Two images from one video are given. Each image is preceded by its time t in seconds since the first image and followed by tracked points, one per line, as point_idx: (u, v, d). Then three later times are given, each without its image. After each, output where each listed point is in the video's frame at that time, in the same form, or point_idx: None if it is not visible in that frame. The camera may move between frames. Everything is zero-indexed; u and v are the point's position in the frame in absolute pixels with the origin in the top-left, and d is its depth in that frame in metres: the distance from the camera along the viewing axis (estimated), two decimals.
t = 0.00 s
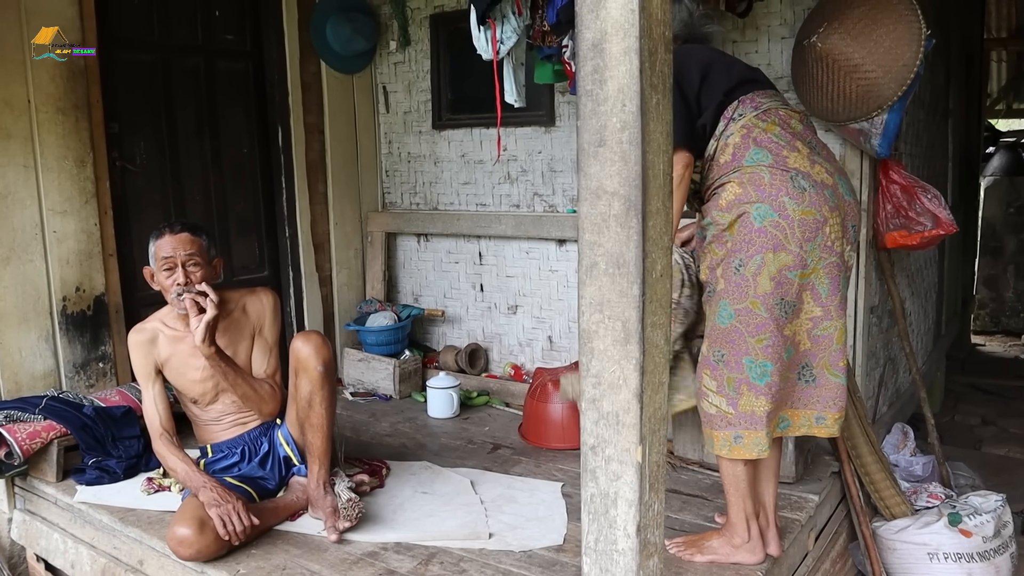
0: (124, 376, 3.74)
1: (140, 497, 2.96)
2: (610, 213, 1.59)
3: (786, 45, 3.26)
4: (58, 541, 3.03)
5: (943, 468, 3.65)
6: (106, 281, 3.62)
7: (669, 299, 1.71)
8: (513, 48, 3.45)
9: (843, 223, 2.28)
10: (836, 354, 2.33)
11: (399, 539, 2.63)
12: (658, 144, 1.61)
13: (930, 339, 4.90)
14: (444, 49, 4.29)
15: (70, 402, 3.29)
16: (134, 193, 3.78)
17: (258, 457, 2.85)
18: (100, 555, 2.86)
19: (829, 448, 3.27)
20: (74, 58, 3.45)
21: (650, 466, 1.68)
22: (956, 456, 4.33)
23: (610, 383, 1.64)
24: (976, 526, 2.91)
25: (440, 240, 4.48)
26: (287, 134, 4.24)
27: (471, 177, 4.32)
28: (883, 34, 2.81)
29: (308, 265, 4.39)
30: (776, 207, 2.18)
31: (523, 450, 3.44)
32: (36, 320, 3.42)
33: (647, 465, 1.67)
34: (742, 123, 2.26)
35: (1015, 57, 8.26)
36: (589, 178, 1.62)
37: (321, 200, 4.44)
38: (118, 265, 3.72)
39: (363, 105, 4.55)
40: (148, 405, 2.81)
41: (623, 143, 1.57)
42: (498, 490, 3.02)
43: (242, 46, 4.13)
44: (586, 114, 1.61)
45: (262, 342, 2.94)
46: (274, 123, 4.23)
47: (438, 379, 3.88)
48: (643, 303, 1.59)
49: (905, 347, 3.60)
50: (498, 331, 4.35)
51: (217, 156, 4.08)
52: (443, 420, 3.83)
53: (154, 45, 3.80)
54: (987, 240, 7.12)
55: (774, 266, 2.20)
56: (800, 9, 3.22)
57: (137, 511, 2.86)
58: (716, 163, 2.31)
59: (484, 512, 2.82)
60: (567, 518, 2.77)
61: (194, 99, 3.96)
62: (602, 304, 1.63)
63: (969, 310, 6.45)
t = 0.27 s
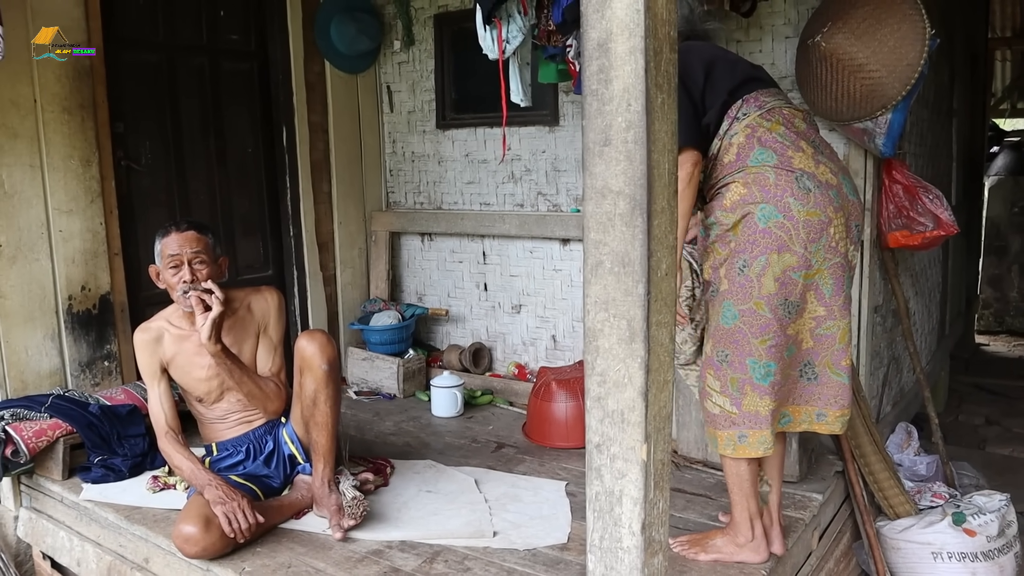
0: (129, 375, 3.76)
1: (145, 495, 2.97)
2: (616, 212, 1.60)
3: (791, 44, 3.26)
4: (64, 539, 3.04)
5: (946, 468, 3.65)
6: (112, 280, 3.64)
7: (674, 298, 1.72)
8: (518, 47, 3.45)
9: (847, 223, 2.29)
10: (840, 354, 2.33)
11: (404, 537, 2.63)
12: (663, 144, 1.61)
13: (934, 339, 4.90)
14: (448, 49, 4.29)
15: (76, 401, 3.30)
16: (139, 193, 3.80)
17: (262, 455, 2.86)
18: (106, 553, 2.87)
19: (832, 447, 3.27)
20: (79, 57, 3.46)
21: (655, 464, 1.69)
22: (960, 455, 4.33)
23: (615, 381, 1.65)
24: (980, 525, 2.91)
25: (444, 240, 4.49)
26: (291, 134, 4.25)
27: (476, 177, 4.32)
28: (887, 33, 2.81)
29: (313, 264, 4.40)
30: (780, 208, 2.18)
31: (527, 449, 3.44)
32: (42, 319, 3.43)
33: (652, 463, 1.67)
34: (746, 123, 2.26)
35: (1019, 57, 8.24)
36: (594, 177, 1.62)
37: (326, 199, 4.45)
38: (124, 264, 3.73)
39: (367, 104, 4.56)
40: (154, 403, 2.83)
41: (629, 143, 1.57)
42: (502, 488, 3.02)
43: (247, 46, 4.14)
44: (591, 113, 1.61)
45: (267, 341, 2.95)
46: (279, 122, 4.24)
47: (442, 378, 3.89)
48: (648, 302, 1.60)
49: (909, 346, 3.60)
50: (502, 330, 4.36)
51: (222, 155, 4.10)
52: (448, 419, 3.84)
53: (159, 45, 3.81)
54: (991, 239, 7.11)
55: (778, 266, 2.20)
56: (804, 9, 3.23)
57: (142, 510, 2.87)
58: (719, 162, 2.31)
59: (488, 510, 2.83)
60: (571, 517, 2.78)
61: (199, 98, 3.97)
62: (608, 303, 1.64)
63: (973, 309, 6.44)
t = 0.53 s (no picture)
0: (134, 372, 3.76)
1: (150, 492, 2.96)
2: (623, 206, 1.59)
3: (796, 40, 3.25)
4: (69, 535, 3.04)
5: (953, 466, 3.63)
6: (116, 278, 3.64)
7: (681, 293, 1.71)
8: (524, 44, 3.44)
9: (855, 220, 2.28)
10: (846, 352, 2.32)
11: (409, 534, 2.63)
12: (670, 137, 1.60)
13: (939, 338, 4.88)
14: (452, 47, 4.29)
15: (80, 398, 3.29)
16: (143, 190, 3.80)
17: (267, 452, 2.85)
18: (110, 550, 2.87)
19: (838, 445, 3.26)
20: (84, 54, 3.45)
21: (662, 460, 1.68)
22: (966, 454, 4.31)
23: (622, 375, 1.64)
24: (987, 524, 2.90)
25: (448, 238, 4.48)
26: (296, 131, 4.25)
27: (480, 174, 4.31)
28: (893, 30, 2.78)
29: (317, 262, 4.39)
30: (788, 204, 2.17)
31: (532, 446, 3.44)
32: (47, 316, 3.43)
33: (659, 458, 1.66)
34: (753, 118, 2.25)
35: None
36: (601, 171, 1.61)
37: (330, 197, 4.44)
38: (128, 261, 3.74)
39: (371, 102, 4.56)
40: (158, 399, 2.82)
41: (636, 136, 1.56)
42: (507, 486, 3.02)
43: (251, 43, 4.14)
44: (598, 107, 1.60)
45: (272, 337, 2.94)
46: (283, 120, 4.24)
47: (447, 376, 3.88)
48: (655, 296, 1.59)
49: (915, 344, 3.58)
50: (506, 328, 4.35)
51: (226, 153, 4.09)
52: (452, 417, 3.83)
53: (163, 41, 3.81)
54: (996, 238, 7.09)
55: (785, 264, 2.19)
56: (810, 5, 3.21)
57: (147, 506, 2.86)
58: (726, 157, 2.30)
59: (493, 508, 2.82)
60: (576, 514, 2.77)
61: (204, 94, 3.97)
62: (615, 297, 1.63)
63: (978, 308, 6.42)
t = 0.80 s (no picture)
0: (141, 372, 3.77)
1: (157, 492, 2.98)
2: (631, 207, 1.59)
3: (803, 41, 3.24)
4: (76, 535, 3.05)
5: (960, 467, 3.62)
6: (124, 278, 3.65)
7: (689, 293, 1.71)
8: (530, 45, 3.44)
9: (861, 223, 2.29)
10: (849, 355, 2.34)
11: (416, 534, 2.63)
12: (679, 138, 1.60)
13: (946, 339, 4.87)
14: (458, 50, 4.30)
15: (88, 398, 3.31)
16: (150, 191, 3.81)
17: (274, 453, 2.86)
18: (118, 549, 2.88)
19: (844, 446, 3.26)
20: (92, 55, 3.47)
21: (670, 460, 1.68)
22: (973, 455, 4.30)
23: (630, 376, 1.64)
24: (994, 525, 2.89)
25: (454, 238, 4.49)
26: (302, 132, 4.26)
27: (486, 175, 4.31)
28: (900, 30, 2.76)
29: (323, 262, 4.41)
30: (797, 207, 2.17)
31: (538, 447, 3.44)
32: (54, 316, 3.44)
33: (667, 459, 1.66)
34: (763, 118, 2.24)
35: None
36: (610, 172, 1.62)
37: (336, 197, 4.45)
38: (135, 262, 3.75)
39: (377, 103, 4.56)
40: (166, 400, 2.83)
41: (644, 137, 1.56)
42: (514, 486, 3.02)
43: (258, 44, 4.16)
44: (607, 108, 1.61)
45: (280, 337, 2.95)
46: (290, 121, 4.25)
47: (453, 376, 3.89)
48: (664, 296, 1.59)
49: (921, 345, 3.57)
50: (512, 328, 4.35)
51: (233, 153, 4.11)
52: (458, 417, 3.84)
53: (171, 42, 3.82)
54: (1003, 238, 7.07)
55: (794, 266, 2.19)
56: (816, 6, 3.21)
57: (154, 506, 2.88)
58: (734, 157, 2.29)
59: (500, 508, 2.83)
60: (583, 514, 2.77)
61: (211, 94, 3.99)
62: (623, 298, 1.63)
63: (984, 309, 6.40)
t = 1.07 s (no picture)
0: (148, 371, 3.77)
1: (165, 490, 2.98)
2: (642, 204, 1.58)
3: (811, 39, 3.23)
4: (83, 533, 3.05)
5: (968, 467, 3.61)
6: (131, 277, 3.66)
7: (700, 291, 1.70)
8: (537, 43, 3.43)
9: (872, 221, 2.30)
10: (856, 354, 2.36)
11: (423, 533, 2.63)
12: (690, 135, 1.59)
13: (953, 338, 4.85)
14: (465, 48, 4.29)
15: (95, 396, 3.31)
16: (157, 190, 3.82)
17: (282, 451, 2.86)
18: (125, 548, 2.88)
19: (852, 445, 3.25)
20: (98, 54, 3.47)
21: (681, 458, 1.67)
22: (981, 455, 4.29)
23: (641, 374, 1.64)
24: (1003, 525, 2.88)
25: (460, 237, 4.49)
26: (309, 131, 4.26)
27: (493, 174, 4.31)
28: (909, 28, 2.75)
29: (330, 261, 4.41)
30: (813, 204, 2.17)
31: (545, 446, 3.43)
32: (62, 315, 3.44)
33: (677, 457, 1.66)
34: (777, 115, 2.23)
35: None
36: (620, 169, 1.61)
37: (343, 196, 4.45)
38: (142, 260, 3.75)
39: (384, 102, 4.56)
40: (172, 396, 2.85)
41: (655, 134, 1.56)
42: (521, 485, 3.01)
43: (265, 43, 4.15)
44: (617, 105, 1.60)
45: (287, 336, 2.93)
46: (296, 120, 4.25)
47: (460, 375, 3.88)
48: (675, 294, 1.58)
49: (930, 344, 3.56)
50: (519, 327, 4.35)
51: (240, 152, 4.11)
52: (465, 416, 3.83)
53: (177, 42, 3.82)
54: (1010, 238, 7.04)
55: (810, 264, 2.19)
56: (824, 4, 3.19)
57: (162, 504, 2.88)
58: (747, 154, 2.28)
59: (507, 507, 2.82)
60: (590, 514, 2.77)
61: (217, 93, 3.99)
62: (634, 296, 1.63)
63: (992, 308, 6.38)
